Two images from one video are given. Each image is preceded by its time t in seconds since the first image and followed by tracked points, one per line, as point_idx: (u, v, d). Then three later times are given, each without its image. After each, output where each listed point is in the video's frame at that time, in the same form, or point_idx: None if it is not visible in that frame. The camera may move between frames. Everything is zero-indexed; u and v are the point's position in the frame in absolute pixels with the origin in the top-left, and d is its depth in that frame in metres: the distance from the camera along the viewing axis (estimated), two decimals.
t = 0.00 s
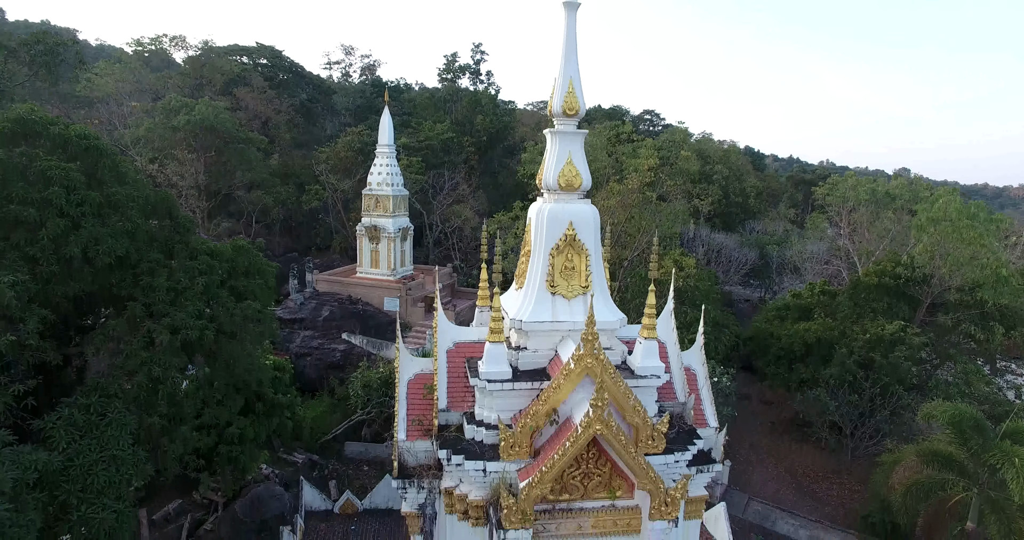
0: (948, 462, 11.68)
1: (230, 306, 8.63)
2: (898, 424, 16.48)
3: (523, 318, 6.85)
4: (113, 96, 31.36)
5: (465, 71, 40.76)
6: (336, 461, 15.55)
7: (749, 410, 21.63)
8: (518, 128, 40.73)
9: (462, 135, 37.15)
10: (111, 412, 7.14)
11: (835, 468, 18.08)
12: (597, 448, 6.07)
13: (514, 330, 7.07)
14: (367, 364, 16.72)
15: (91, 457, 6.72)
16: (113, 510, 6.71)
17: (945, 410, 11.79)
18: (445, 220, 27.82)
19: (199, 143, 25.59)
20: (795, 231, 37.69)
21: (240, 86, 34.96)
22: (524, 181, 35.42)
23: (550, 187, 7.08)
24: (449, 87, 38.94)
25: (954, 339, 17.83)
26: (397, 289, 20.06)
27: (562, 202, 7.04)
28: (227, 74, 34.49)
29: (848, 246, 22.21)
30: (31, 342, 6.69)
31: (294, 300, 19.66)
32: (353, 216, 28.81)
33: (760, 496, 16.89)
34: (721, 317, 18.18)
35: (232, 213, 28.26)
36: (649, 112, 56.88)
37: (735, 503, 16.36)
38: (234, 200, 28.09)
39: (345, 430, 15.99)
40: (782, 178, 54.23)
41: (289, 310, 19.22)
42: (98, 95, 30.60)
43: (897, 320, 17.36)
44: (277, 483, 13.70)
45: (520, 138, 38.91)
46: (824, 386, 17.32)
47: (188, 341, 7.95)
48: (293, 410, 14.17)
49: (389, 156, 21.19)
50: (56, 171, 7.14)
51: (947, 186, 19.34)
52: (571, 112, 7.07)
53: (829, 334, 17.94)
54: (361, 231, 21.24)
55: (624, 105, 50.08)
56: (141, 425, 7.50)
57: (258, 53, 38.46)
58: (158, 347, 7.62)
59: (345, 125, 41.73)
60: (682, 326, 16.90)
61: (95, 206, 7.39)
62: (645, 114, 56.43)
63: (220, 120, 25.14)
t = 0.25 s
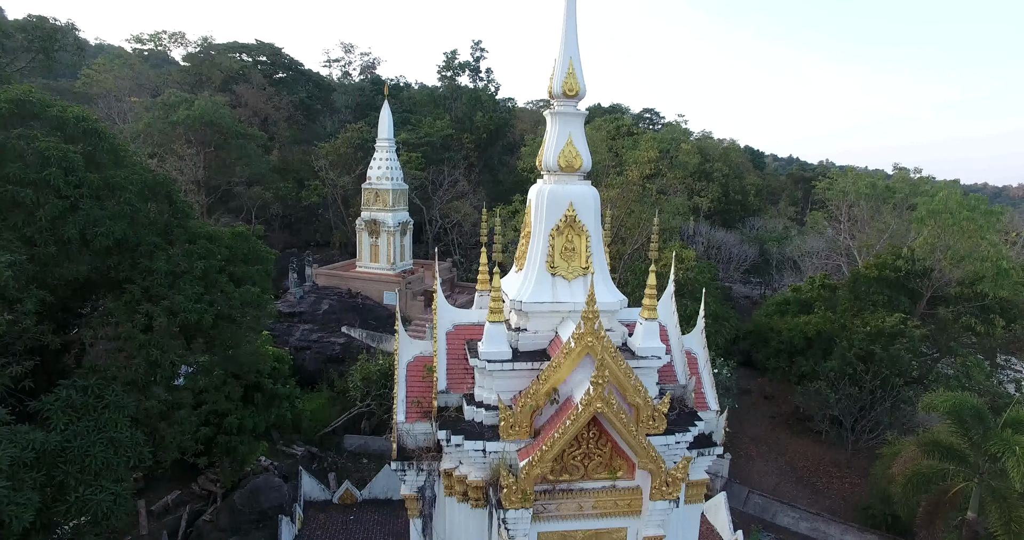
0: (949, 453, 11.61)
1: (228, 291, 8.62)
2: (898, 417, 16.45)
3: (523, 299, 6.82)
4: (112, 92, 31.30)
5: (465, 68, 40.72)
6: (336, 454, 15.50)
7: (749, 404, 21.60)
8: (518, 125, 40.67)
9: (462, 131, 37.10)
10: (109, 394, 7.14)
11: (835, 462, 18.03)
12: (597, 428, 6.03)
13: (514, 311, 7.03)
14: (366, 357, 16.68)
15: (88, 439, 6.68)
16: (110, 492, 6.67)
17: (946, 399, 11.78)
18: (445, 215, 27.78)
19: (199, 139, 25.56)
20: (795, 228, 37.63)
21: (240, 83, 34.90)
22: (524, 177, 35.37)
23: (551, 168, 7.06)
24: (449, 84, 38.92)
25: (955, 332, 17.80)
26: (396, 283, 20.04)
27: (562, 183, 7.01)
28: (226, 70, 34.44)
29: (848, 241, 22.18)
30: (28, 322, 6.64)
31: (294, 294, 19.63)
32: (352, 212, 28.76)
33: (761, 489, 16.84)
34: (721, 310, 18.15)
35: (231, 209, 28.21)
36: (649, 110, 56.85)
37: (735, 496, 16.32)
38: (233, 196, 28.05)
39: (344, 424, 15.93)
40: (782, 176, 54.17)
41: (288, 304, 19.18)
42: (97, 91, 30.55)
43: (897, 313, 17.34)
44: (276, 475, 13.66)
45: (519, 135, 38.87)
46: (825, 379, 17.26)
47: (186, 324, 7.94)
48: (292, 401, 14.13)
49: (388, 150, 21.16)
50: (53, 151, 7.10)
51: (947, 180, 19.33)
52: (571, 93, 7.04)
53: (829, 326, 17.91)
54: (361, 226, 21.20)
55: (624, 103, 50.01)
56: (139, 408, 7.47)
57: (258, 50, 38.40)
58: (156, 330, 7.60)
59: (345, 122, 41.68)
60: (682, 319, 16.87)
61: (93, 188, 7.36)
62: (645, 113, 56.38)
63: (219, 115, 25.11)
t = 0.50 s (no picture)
0: (950, 444, 11.56)
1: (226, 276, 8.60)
2: (898, 410, 16.42)
3: (523, 281, 6.80)
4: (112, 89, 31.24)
5: (465, 65, 40.69)
6: (335, 447, 15.46)
7: (748, 400, 21.55)
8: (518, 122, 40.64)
9: (461, 129, 37.08)
10: (107, 377, 7.12)
11: (836, 456, 18.00)
12: (598, 408, 6.00)
13: (514, 293, 7.01)
14: (366, 350, 16.66)
15: (87, 421, 6.65)
16: (109, 475, 6.63)
17: (947, 390, 11.73)
18: (444, 212, 27.75)
19: (198, 134, 25.54)
20: (795, 226, 37.61)
21: (240, 80, 34.89)
22: (524, 174, 35.34)
23: (551, 150, 7.05)
24: (449, 81, 38.91)
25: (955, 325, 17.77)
26: (396, 278, 20.05)
27: (563, 165, 6.99)
28: (226, 67, 34.42)
29: (848, 235, 22.17)
30: (26, 303, 6.60)
31: (293, 288, 19.64)
32: (352, 209, 28.74)
33: (761, 482, 16.80)
34: (721, 303, 18.13)
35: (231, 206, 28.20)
36: (649, 109, 56.84)
37: (735, 489, 16.28)
38: (233, 192, 28.03)
39: (344, 417, 15.89)
40: (782, 174, 54.15)
41: (287, 299, 19.19)
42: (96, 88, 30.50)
43: (897, 306, 17.30)
44: (275, 467, 13.62)
45: (519, 132, 38.85)
46: (825, 372, 17.24)
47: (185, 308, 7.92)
48: (292, 393, 14.11)
49: (388, 144, 21.14)
50: (52, 131, 7.04)
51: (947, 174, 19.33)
52: (571, 75, 7.02)
53: (830, 320, 17.87)
54: (361, 220, 21.20)
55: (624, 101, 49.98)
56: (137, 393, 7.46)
57: (258, 47, 38.37)
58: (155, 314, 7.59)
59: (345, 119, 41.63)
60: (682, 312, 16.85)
61: (91, 170, 7.32)
62: (645, 111, 56.42)
63: (219, 110, 25.09)
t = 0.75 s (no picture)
0: (951, 434, 11.51)
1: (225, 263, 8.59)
2: (898, 404, 16.39)
3: (523, 264, 6.77)
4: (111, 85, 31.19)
5: (465, 63, 40.66)
6: (334, 440, 15.44)
7: (749, 395, 21.52)
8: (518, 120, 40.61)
9: (461, 126, 37.05)
10: (106, 362, 7.11)
11: (836, 450, 17.97)
12: (598, 389, 5.97)
13: (514, 277, 6.99)
14: (365, 344, 16.65)
15: (86, 405, 6.64)
16: (108, 458, 6.61)
17: (947, 381, 11.66)
18: (444, 208, 27.73)
19: (198, 130, 25.53)
20: (795, 223, 37.58)
21: (239, 77, 34.86)
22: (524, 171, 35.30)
23: (551, 133, 7.03)
24: (449, 79, 38.91)
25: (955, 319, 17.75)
26: (395, 272, 20.04)
27: (563, 148, 6.97)
28: (226, 64, 34.39)
29: (847, 230, 22.16)
30: (25, 285, 6.58)
31: (293, 282, 19.62)
32: (351, 205, 28.72)
33: (761, 476, 16.76)
34: (721, 298, 18.11)
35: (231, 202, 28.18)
36: (649, 107, 56.81)
37: (735, 482, 16.24)
38: (232, 188, 28.00)
39: (343, 410, 15.87)
40: (782, 172, 54.09)
41: (287, 293, 19.18)
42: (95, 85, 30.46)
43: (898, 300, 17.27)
44: (274, 459, 13.60)
45: (519, 129, 38.83)
46: (825, 366, 17.21)
47: (184, 294, 7.90)
48: (291, 386, 14.09)
49: (387, 139, 21.12)
50: (50, 114, 7.02)
51: (947, 168, 19.31)
52: (571, 59, 7.01)
53: (830, 314, 17.84)
54: (360, 215, 21.19)
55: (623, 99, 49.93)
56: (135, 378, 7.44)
57: (257, 45, 38.33)
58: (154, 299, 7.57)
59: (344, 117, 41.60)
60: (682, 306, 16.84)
61: (90, 154, 7.30)
62: (645, 110, 56.38)
63: (218, 106, 25.08)
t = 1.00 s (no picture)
0: (952, 425, 11.48)
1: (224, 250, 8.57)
2: (899, 398, 16.36)
3: (523, 247, 6.75)
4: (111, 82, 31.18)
5: (465, 61, 40.66)
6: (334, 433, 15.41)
7: (749, 391, 21.50)
8: (517, 118, 40.61)
9: (461, 124, 37.05)
10: (104, 345, 7.08)
11: (836, 445, 17.95)
12: (598, 370, 5.94)
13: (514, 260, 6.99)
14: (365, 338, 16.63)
15: (83, 388, 6.59)
16: (106, 441, 6.56)
17: (948, 372, 11.74)
18: (444, 205, 27.72)
19: (197, 126, 25.51)
20: (795, 221, 37.55)
21: (239, 74, 34.86)
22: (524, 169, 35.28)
23: (551, 117, 7.01)
24: (449, 77, 38.92)
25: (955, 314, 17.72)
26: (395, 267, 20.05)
27: (563, 131, 6.95)
28: (226, 61, 34.38)
29: (847, 225, 22.15)
30: (23, 268, 6.56)
31: (292, 276, 19.62)
32: (351, 202, 28.69)
33: (762, 471, 16.71)
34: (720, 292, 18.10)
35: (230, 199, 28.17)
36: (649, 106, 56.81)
37: (736, 477, 16.19)
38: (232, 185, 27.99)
39: (343, 404, 15.83)
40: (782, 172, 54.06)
41: (286, 287, 19.17)
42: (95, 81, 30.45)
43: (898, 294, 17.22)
44: (273, 451, 13.56)
45: (519, 127, 38.82)
46: (826, 360, 17.17)
47: (183, 279, 7.86)
48: (290, 378, 14.06)
49: (387, 134, 21.10)
50: (48, 96, 6.98)
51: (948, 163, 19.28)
52: (571, 42, 6.98)
53: (830, 308, 17.80)
54: (360, 210, 21.19)
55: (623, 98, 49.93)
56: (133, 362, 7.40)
57: (257, 42, 38.32)
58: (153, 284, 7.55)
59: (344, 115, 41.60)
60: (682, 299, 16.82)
61: (88, 137, 7.27)
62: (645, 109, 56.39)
63: (218, 102, 25.07)
